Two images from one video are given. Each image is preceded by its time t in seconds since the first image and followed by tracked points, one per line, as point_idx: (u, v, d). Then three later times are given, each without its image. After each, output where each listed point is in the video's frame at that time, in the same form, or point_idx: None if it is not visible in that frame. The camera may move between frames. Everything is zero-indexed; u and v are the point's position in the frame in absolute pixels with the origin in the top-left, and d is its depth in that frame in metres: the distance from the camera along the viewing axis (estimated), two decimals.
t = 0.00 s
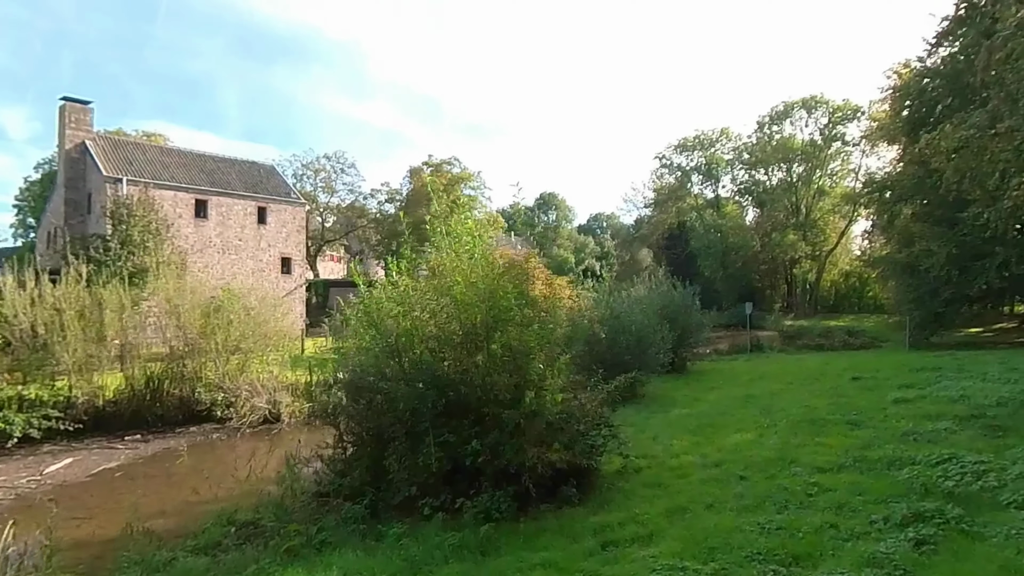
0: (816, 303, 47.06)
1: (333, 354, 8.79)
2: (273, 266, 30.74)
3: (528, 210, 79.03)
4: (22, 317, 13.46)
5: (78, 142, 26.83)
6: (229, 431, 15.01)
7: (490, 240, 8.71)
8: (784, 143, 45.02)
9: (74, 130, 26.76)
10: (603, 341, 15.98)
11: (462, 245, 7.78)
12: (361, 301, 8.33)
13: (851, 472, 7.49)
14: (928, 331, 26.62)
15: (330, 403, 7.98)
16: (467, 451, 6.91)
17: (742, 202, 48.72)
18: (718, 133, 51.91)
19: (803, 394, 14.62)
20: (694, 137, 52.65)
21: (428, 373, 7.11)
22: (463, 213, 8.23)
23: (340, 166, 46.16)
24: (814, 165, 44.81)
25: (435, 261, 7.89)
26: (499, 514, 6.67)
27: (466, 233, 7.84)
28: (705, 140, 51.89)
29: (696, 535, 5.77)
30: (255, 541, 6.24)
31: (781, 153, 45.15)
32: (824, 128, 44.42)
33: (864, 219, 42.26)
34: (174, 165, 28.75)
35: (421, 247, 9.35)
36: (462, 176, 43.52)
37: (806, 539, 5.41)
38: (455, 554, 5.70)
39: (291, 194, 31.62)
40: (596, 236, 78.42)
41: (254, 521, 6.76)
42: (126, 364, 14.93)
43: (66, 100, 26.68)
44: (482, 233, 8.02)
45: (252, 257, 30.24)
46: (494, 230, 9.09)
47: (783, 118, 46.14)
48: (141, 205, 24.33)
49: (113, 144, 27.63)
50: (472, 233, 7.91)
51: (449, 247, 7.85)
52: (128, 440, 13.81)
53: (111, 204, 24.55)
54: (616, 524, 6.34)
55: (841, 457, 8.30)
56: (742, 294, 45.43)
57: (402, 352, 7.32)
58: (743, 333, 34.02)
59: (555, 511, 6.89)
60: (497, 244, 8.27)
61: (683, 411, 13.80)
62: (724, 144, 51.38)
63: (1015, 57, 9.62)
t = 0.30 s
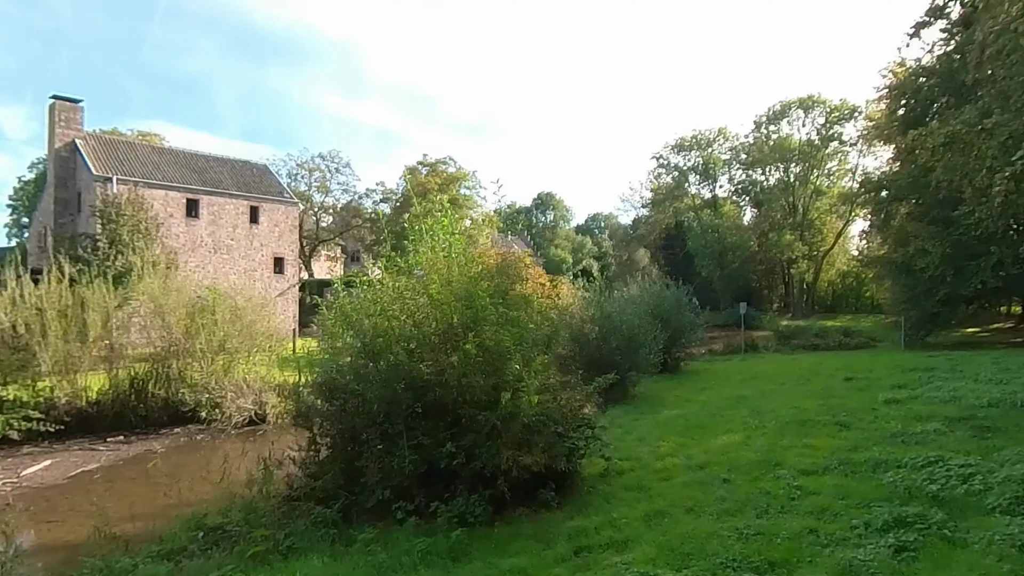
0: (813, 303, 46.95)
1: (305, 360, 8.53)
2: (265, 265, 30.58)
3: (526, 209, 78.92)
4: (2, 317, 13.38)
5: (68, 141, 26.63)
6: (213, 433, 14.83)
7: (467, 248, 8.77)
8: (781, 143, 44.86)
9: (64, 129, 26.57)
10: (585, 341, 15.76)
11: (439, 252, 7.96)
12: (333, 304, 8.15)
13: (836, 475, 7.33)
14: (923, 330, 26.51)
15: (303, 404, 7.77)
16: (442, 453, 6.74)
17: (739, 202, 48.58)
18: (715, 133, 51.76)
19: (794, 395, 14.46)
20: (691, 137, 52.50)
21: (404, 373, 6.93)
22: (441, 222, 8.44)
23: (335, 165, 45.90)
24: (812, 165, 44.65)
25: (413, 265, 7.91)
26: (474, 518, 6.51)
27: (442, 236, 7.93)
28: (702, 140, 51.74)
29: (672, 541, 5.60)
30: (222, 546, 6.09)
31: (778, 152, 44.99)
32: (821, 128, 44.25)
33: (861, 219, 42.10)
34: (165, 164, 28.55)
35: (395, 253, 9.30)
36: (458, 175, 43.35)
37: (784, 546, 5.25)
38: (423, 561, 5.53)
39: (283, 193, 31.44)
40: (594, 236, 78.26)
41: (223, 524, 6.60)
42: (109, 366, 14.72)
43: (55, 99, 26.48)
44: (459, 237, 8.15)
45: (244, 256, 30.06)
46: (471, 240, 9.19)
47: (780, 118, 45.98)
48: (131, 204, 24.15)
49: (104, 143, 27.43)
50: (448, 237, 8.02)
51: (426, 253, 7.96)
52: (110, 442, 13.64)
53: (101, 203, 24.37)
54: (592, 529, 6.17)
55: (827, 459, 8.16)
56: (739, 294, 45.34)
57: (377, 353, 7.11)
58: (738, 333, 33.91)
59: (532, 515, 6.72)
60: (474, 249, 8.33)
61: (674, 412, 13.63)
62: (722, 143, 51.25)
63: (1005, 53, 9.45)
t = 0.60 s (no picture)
0: (810, 303, 46.82)
1: (278, 363, 8.36)
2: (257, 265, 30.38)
3: (523, 210, 78.73)
4: None
5: (57, 140, 26.40)
6: (197, 434, 14.63)
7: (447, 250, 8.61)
8: (778, 142, 44.69)
9: (53, 127, 26.35)
10: (571, 342, 15.75)
11: (416, 256, 7.85)
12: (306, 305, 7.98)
13: (821, 479, 7.16)
14: (919, 331, 26.36)
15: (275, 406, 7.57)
16: (415, 456, 6.56)
17: (736, 202, 48.47)
18: (713, 132, 51.60)
19: (785, 396, 14.28)
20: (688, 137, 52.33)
21: (376, 375, 6.74)
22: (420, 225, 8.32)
23: (329, 164, 45.63)
24: (809, 165, 44.46)
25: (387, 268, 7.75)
26: (447, 524, 6.33)
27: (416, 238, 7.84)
28: (699, 139, 51.58)
29: (647, 547, 5.43)
30: (185, 553, 5.90)
31: (775, 152, 44.82)
32: (818, 128, 44.03)
33: (859, 219, 41.93)
34: (156, 163, 28.34)
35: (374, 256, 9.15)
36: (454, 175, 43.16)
37: (762, 553, 5.07)
38: (389, 569, 5.35)
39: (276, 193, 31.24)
40: (592, 237, 78.07)
41: (188, 530, 6.41)
42: (91, 367, 14.50)
43: (45, 97, 26.27)
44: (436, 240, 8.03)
45: (236, 256, 29.87)
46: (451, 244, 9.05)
47: (777, 117, 45.80)
48: (119, 203, 23.93)
49: (94, 142, 27.22)
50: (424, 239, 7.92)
51: (403, 256, 7.84)
52: (91, 443, 13.47)
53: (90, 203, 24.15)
54: (566, 534, 5.99)
55: (813, 462, 7.98)
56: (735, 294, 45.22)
57: (350, 354, 6.93)
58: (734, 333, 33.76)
59: (507, 520, 6.52)
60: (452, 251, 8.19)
61: (663, 413, 13.43)
62: (719, 143, 51.10)
63: (996, 49, 9.27)
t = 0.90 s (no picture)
0: (806, 303, 46.67)
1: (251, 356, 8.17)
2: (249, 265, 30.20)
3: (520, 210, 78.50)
4: None
5: (45, 139, 26.17)
6: (178, 436, 14.30)
7: (424, 238, 8.23)
8: (775, 142, 44.45)
9: (41, 126, 26.11)
10: (559, 342, 15.69)
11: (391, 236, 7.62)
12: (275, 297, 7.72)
13: (802, 483, 6.97)
14: (914, 331, 26.19)
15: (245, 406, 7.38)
16: (384, 460, 6.37)
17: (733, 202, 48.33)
18: (709, 132, 51.39)
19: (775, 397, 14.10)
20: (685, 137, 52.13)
21: (345, 377, 6.55)
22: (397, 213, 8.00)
23: (323, 164, 45.39)
24: (805, 165, 44.22)
25: (358, 262, 7.34)
26: (414, 530, 6.15)
27: (391, 230, 7.20)
28: (695, 139, 51.39)
29: (616, 555, 5.25)
30: (142, 560, 5.71)
31: (771, 152, 44.61)
32: (815, 127, 43.77)
33: (855, 219, 41.73)
34: (146, 162, 28.11)
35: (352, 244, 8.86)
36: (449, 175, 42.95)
37: (733, 562, 4.89)
38: None
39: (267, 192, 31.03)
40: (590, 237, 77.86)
41: (149, 537, 6.22)
42: (72, 369, 14.32)
43: (33, 96, 26.05)
44: (411, 229, 7.54)
45: (227, 256, 29.69)
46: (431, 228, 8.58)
47: (774, 117, 45.60)
48: (107, 203, 23.75)
49: (83, 141, 26.99)
50: (399, 230, 7.32)
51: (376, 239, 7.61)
52: (70, 446, 13.23)
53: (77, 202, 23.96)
54: (536, 541, 5.80)
55: (796, 465, 7.79)
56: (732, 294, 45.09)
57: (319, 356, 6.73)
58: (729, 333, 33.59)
59: (477, 527, 6.32)
60: (428, 242, 7.82)
61: (651, 415, 13.24)
62: (715, 143, 50.93)
63: (987, 44, 9.04)
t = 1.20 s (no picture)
0: (803, 303, 46.52)
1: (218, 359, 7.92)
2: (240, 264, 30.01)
3: (518, 210, 78.20)
4: None
5: (33, 138, 25.92)
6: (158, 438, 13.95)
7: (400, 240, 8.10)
8: (772, 142, 44.25)
9: (29, 125, 25.86)
10: (548, 342, 15.51)
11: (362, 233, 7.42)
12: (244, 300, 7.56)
13: (784, 488, 6.77)
14: (909, 331, 26.06)
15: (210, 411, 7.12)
16: (352, 465, 6.17)
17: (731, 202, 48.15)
18: (706, 131, 51.21)
19: (765, 398, 13.90)
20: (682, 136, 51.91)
21: (313, 379, 6.34)
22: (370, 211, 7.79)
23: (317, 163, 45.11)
24: (802, 164, 43.97)
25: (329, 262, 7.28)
26: (381, 538, 5.95)
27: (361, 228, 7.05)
28: (692, 139, 51.19)
29: (586, 565, 5.05)
30: (98, 569, 5.51)
31: (768, 152, 44.38)
32: (812, 127, 43.49)
33: (852, 218, 41.53)
34: (136, 161, 27.88)
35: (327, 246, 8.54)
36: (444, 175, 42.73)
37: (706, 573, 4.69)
38: None
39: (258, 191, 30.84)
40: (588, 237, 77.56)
41: (108, 545, 6.01)
42: (52, 369, 14.19)
43: (21, 94, 25.80)
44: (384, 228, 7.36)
45: (218, 255, 29.49)
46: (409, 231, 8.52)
47: (770, 117, 45.41)
48: (94, 202, 23.51)
49: (71, 139, 26.74)
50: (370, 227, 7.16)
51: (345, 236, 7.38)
52: (48, 448, 13.03)
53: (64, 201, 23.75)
54: (505, 549, 5.60)
55: (780, 469, 7.60)
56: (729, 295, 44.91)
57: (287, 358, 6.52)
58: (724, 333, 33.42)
59: (447, 535, 6.11)
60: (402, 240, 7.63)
61: (639, 417, 13.04)
62: (712, 143, 50.74)
63: (976, 38, 8.87)
